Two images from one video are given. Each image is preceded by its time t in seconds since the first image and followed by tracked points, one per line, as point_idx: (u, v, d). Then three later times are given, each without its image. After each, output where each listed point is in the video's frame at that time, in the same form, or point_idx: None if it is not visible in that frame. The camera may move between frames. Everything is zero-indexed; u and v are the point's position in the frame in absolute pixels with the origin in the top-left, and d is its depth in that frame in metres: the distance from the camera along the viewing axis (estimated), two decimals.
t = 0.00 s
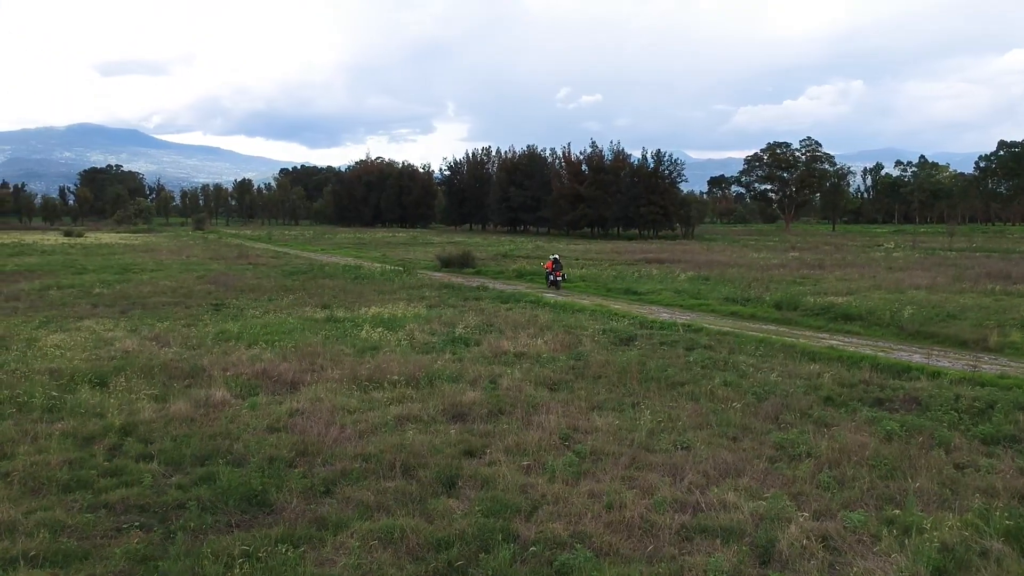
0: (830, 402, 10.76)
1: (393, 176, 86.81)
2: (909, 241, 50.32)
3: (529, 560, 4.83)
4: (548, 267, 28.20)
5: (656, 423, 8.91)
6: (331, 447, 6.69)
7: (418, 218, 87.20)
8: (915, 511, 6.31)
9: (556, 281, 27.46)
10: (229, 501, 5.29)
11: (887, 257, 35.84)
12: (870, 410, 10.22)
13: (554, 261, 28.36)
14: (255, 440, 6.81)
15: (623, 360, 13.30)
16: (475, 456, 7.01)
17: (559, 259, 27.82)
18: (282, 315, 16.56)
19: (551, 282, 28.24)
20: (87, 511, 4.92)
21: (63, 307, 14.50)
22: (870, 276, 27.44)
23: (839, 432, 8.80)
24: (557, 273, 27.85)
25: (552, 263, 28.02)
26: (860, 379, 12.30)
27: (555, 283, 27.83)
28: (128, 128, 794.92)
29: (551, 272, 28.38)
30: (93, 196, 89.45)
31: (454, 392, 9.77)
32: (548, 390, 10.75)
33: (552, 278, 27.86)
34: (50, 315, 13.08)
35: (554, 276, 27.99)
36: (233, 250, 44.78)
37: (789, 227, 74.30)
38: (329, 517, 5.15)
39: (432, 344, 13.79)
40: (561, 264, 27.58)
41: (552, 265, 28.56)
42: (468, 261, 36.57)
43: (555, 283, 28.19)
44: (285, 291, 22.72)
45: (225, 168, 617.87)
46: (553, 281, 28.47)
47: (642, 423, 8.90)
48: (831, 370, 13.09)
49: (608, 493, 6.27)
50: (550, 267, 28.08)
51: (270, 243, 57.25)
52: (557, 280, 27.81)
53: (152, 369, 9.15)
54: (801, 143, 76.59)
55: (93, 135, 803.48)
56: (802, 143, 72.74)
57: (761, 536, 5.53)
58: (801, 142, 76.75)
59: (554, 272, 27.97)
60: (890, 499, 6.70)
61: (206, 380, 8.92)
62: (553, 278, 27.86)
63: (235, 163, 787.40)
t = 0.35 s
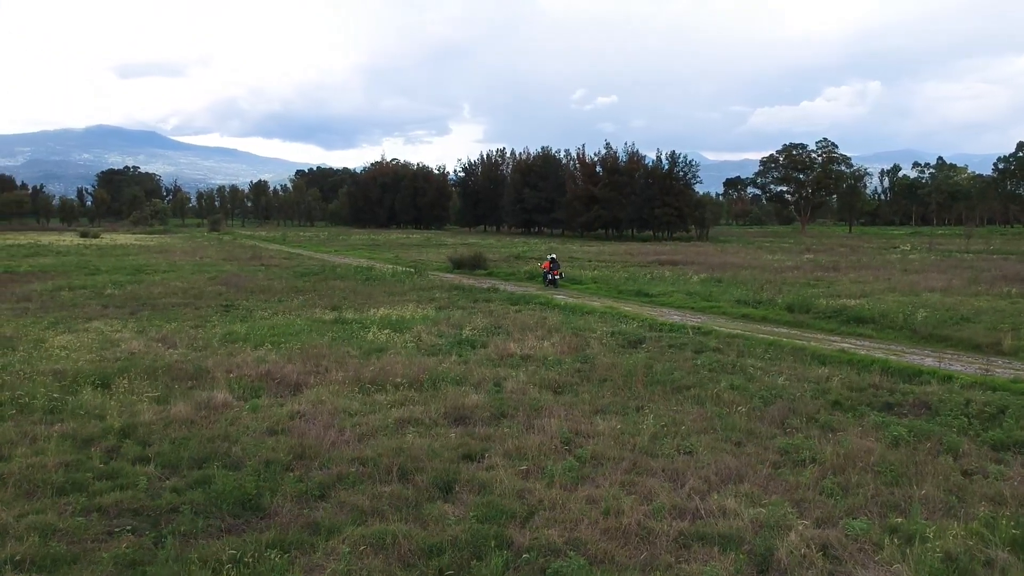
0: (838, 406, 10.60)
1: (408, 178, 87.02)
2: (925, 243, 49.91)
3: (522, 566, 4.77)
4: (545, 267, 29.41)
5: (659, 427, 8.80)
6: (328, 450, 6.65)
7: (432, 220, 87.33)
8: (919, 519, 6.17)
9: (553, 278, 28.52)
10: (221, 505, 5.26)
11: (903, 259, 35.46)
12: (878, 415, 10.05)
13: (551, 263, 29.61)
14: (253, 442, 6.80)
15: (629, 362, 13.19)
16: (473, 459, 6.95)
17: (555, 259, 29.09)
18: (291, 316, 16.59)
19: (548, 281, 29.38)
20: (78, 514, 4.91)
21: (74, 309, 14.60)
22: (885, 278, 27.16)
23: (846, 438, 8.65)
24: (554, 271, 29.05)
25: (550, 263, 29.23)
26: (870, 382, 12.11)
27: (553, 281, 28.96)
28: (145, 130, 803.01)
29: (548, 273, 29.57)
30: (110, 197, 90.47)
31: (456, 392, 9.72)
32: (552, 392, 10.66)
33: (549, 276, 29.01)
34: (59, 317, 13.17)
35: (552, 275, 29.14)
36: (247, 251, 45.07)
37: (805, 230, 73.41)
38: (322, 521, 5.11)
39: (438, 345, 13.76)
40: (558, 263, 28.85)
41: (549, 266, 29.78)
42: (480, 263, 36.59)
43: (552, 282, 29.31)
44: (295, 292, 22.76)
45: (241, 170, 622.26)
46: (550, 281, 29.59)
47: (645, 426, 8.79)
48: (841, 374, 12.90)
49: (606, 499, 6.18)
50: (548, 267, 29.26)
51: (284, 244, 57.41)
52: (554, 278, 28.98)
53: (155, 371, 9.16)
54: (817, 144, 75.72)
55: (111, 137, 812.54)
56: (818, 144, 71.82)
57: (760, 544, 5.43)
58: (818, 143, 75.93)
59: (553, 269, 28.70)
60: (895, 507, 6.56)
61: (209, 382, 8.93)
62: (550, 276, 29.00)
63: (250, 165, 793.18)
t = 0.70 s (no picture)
0: (848, 411, 10.43)
1: (422, 180, 87.24)
2: (942, 245, 49.28)
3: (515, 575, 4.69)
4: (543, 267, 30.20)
5: (664, 432, 8.67)
6: (327, 454, 6.60)
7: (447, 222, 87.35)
8: (927, 528, 6.02)
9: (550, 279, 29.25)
10: (215, 511, 5.22)
11: (920, 262, 35.00)
12: (889, 421, 9.85)
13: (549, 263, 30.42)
14: (252, 446, 6.76)
15: (637, 366, 13.05)
16: (473, 464, 6.87)
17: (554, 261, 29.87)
18: (300, 318, 16.58)
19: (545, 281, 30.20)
20: (71, 520, 4.92)
21: (84, 310, 14.68)
22: (900, 281, 26.81)
23: (855, 444, 8.47)
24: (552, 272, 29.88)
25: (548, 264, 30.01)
26: (882, 387, 11.91)
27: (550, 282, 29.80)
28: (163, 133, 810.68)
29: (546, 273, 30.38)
30: (128, 200, 91.47)
31: (460, 396, 9.63)
32: (557, 395, 10.54)
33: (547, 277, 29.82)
34: (68, 319, 13.25)
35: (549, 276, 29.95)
36: (260, 252, 45.35)
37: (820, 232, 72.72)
38: (315, 527, 5.05)
39: (445, 348, 13.69)
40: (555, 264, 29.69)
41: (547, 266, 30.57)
42: (491, 265, 36.55)
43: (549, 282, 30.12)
44: (305, 294, 22.78)
45: (256, 172, 626.34)
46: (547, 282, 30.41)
47: (650, 432, 8.65)
48: (853, 378, 12.69)
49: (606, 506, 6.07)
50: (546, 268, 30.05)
51: (298, 247, 57.60)
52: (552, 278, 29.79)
53: (158, 374, 9.17)
54: (833, 145, 75.02)
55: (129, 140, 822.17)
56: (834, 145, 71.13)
57: (762, 554, 5.30)
58: (834, 145, 75.22)
59: (549, 270, 29.75)
60: (903, 516, 6.40)
61: (212, 385, 8.91)
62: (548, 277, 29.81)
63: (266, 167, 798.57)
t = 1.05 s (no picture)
0: (865, 423, 10.11)
1: (439, 185, 87.33)
2: (964, 251, 48.41)
3: None
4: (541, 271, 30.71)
5: (674, 444, 8.42)
6: (323, 466, 6.44)
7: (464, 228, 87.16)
8: (944, 550, 5.74)
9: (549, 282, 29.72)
10: (204, 526, 5.09)
11: (940, 268, 34.34)
12: (907, 434, 9.53)
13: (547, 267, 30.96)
14: (248, 458, 6.63)
15: (648, 375, 12.78)
16: (473, 479, 6.67)
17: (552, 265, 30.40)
18: (310, 324, 16.49)
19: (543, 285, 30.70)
20: (54, 535, 4.81)
21: (94, 316, 14.69)
22: (921, 288, 26.29)
23: (871, 458, 8.16)
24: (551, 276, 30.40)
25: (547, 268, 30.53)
26: (901, 397, 11.56)
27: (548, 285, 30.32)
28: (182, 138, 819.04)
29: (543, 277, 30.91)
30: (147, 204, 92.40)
31: (465, 404, 9.45)
32: (565, 405, 10.31)
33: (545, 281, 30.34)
34: (77, 325, 13.24)
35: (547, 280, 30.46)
36: (275, 258, 45.48)
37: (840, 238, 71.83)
38: (305, 545, 4.90)
39: (454, 356, 13.52)
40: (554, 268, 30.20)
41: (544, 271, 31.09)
42: (505, 271, 36.38)
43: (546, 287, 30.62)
44: (317, 300, 22.72)
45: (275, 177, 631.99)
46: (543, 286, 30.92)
47: (658, 443, 8.40)
48: (871, 388, 12.35)
49: (608, 524, 5.86)
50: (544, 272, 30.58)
51: (314, 251, 57.78)
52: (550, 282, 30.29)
53: (160, 382, 9.08)
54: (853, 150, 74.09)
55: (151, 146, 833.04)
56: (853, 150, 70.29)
57: None
58: (854, 149, 74.26)
59: (548, 274, 30.23)
60: (921, 536, 6.11)
61: (214, 393, 8.81)
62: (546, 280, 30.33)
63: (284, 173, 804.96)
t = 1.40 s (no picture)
0: (885, 437, 9.72)
1: (454, 189, 87.27)
2: (986, 256, 47.42)
3: None
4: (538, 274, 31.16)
5: (685, 458, 8.09)
6: (316, 482, 6.20)
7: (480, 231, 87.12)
8: None
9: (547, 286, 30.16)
10: (187, 547, 4.88)
11: (961, 273, 33.55)
12: (931, 449, 9.11)
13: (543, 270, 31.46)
14: (240, 472, 6.41)
15: (660, 384, 12.45)
16: (473, 496, 6.39)
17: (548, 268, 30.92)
18: (318, 330, 16.33)
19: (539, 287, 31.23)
20: (30, 556, 4.63)
21: (101, 321, 14.61)
22: (943, 293, 25.65)
23: (891, 476, 7.78)
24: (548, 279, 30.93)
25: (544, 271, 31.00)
26: (923, 410, 11.12)
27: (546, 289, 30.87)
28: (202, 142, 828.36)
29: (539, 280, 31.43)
30: (165, 208, 93.30)
31: (469, 415, 9.18)
32: (574, 416, 10.01)
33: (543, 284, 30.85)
34: (84, 331, 13.19)
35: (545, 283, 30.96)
36: (290, 262, 45.59)
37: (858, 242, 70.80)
38: (289, 569, 4.65)
39: (461, 363, 13.27)
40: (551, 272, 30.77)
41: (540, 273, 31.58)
42: (519, 275, 36.12)
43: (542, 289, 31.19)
44: (327, 305, 22.56)
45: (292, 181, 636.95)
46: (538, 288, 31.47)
47: (668, 458, 8.08)
48: (892, 399, 11.92)
49: (613, 547, 5.56)
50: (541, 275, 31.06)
51: (329, 255, 57.95)
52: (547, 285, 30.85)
53: (159, 391, 8.92)
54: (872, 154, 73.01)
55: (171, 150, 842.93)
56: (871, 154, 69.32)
57: None
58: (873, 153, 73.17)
59: (544, 278, 30.62)
60: (945, 561, 5.75)
61: (213, 403, 8.64)
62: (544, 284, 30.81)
63: (301, 176, 810.70)
